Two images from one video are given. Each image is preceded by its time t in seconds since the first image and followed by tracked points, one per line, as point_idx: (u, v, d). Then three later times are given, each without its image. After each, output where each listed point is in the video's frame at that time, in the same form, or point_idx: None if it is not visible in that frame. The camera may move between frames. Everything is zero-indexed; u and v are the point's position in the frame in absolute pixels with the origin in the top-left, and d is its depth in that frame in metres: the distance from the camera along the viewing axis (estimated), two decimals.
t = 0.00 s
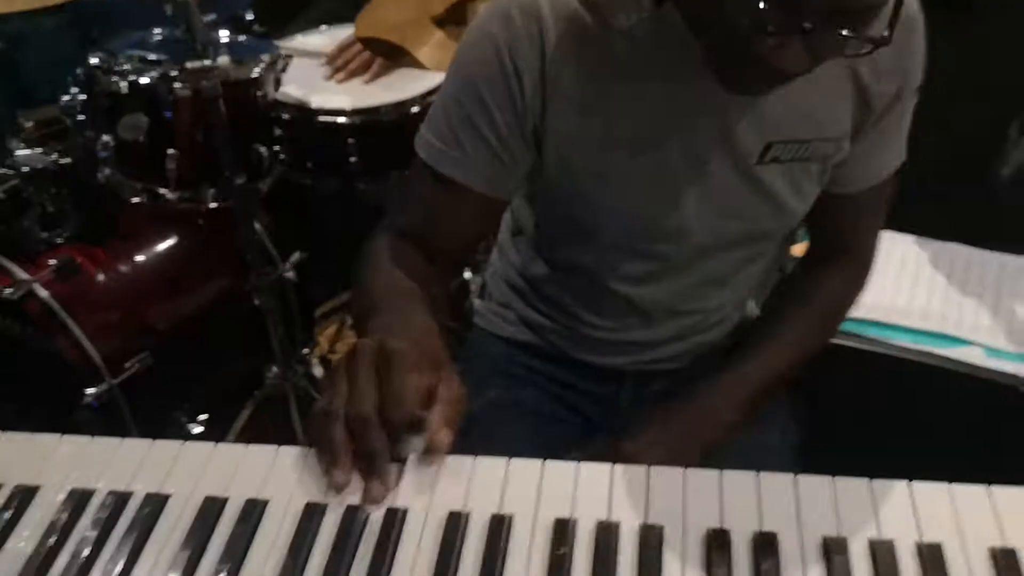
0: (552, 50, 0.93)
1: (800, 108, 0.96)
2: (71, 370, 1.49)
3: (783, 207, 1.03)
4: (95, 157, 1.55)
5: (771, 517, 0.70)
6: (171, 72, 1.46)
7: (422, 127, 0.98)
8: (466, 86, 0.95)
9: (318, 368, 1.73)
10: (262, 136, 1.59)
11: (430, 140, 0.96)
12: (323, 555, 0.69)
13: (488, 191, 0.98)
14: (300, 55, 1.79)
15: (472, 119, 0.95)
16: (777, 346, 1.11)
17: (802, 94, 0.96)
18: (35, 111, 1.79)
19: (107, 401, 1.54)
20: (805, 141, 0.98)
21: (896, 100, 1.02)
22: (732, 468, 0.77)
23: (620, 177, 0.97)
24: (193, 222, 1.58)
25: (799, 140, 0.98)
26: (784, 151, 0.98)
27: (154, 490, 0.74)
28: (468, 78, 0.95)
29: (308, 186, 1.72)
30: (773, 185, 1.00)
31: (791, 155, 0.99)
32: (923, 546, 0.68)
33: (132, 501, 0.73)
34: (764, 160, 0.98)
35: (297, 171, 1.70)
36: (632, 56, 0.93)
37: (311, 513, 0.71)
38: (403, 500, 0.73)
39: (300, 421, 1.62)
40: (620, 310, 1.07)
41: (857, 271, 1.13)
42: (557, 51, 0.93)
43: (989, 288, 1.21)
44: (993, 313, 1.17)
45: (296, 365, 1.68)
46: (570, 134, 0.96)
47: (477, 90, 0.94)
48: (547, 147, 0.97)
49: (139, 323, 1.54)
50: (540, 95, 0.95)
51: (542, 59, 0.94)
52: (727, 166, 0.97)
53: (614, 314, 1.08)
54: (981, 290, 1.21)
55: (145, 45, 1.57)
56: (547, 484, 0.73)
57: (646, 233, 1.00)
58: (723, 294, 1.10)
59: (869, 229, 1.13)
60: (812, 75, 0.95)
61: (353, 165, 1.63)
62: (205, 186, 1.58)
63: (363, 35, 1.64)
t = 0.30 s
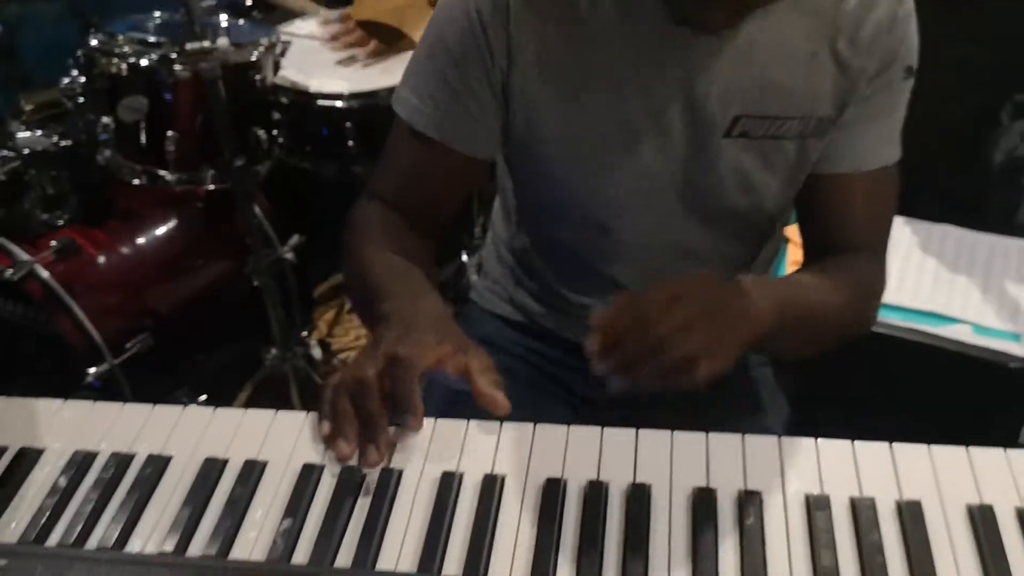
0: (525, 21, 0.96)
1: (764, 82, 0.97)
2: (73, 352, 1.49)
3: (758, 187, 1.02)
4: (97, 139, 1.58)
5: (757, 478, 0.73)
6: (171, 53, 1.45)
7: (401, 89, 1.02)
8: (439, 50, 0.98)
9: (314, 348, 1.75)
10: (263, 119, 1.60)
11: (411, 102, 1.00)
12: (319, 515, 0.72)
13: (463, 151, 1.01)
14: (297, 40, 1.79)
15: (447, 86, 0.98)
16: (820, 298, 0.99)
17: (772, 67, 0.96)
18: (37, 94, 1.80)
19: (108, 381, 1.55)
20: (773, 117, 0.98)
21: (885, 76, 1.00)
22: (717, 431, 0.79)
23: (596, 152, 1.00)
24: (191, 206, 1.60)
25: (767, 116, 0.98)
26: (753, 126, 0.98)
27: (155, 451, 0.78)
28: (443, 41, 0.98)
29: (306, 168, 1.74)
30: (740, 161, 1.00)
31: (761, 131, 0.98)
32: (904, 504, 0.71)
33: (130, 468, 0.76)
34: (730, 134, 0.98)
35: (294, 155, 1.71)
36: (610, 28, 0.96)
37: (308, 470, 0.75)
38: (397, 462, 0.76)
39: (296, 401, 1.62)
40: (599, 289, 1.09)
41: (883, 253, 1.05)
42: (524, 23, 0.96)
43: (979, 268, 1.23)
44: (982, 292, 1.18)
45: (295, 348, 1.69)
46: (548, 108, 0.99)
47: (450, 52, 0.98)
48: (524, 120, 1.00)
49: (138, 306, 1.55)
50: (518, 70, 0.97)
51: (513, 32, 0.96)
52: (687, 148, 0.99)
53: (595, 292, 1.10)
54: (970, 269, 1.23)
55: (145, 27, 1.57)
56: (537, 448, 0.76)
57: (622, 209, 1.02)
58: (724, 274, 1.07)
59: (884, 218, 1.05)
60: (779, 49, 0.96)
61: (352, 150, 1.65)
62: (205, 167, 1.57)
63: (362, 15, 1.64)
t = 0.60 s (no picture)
0: None
1: (713, 52, 0.94)
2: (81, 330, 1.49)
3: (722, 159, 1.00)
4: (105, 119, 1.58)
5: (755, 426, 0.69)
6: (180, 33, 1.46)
7: (395, 70, 1.00)
8: (418, 18, 0.97)
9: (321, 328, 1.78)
10: (270, 101, 1.59)
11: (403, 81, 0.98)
12: (330, 472, 0.67)
13: (454, 121, 0.98)
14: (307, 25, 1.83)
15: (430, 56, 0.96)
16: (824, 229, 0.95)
17: (719, 39, 0.94)
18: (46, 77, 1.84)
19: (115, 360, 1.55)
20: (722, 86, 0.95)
21: (834, 50, 0.93)
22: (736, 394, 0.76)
23: (570, 119, 0.97)
24: (197, 191, 1.62)
25: (716, 86, 0.95)
26: (702, 99, 0.96)
27: (167, 409, 0.73)
28: (423, 15, 0.96)
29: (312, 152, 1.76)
30: (680, 132, 0.97)
31: (708, 102, 0.96)
32: (964, 465, 0.65)
33: (147, 422, 0.71)
34: (678, 107, 0.96)
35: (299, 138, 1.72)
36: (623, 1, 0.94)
37: (320, 431, 0.70)
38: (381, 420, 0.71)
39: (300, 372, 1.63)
40: (571, 264, 1.07)
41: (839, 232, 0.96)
42: None
43: (975, 251, 1.23)
44: (979, 275, 1.18)
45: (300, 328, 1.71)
46: (514, 76, 0.97)
47: (430, 26, 0.96)
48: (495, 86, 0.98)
49: (145, 285, 1.55)
50: (492, 34, 0.96)
51: None
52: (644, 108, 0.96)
53: (568, 268, 1.07)
54: (967, 253, 1.23)
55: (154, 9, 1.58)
56: (542, 409, 0.72)
57: (591, 181, 0.99)
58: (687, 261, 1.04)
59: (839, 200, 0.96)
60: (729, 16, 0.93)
61: (358, 131, 1.67)
62: (213, 147, 1.56)
63: None
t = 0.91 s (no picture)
0: None
1: (673, 34, 1.00)
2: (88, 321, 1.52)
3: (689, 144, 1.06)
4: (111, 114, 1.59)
5: (741, 409, 0.72)
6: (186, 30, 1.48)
7: (369, 73, 1.07)
8: (389, 19, 1.03)
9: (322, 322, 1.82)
10: (273, 98, 1.62)
11: (379, 77, 1.04)
12: (332, 450, 0.70)
13: (428, 114, 1.04)
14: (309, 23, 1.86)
15: (402, 52, 1.02)
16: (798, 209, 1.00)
17: (678, 21, 0.99)
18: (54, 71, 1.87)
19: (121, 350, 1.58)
20: (685, 70, 1.01)
21: (790, 26, 0.98)
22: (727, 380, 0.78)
23: (540, 108, 1.03)
24: (200, 185, 1.67)
25: (680, 69, 1.01)
26: (665, 79, 1.01)
27: (176, 390, 0.75)
28: (393, 14, 1.02)
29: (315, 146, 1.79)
30: (655, 117, 1.04)
31: (674, 83, 1.02)
32: (941, 448, 0.68)
33: (156, 404, 0.74)
34: (644, 88, 1.01)
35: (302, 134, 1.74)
36: None
37: (323, 409, 0.73)
38: (379, 401, 0.74)
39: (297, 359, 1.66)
40: (546, 245, 1.13)
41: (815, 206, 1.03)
42: None
43: (965, 248, 1.25)
44: (969, 272, 1.20)
45: (301, 323, 1.75)
46: (479, 66, 1.03)
47: (399, 23, 1.02)
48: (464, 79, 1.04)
49: (150, 278, 1.57)
50: (459, 29, 1.01)
51: None
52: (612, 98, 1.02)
53: (555, 258, 1.14)
54: (958, 250, 1.24)
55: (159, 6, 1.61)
56: (536, 392, 0.74)
57: (559, 169, 1.06)
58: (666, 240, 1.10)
59: (809, 170, 1.01)
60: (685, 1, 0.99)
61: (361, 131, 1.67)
62: (217, 143, 1.58)
63: None
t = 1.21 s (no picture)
0: None
1: (653, 35, 1.02)
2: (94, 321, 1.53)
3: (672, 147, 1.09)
4: (117, 116, 1.61)
5: (741, 404, 0.73)
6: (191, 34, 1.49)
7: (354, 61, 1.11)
8: (376, 11, 1.07)
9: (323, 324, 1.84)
10: (276, 101, 1.64)
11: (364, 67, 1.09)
12: (343, 442, 0.71)
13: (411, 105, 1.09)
14: (312, 28, 1.87)
15: (389, 47, 1.07)
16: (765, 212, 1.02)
17: (658, 24, 1.01)
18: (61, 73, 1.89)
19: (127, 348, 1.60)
20: (667, 74, 1.03)
21: (769, 35, 1.01)
22: (728, 377, 0.80)
23: (529, 104, 1.08)
24: (203, 188, 1.68)
25: (662, 73, 1.03)
26: (646, 81, 1.04)
27: (187, 384, 0.77)
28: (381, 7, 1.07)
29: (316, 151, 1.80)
30: (636, 117, 1.06)
31: (654, 85, 1.04)
32: (935, 440, 0.70)
33: (169, 399, 0.76)
34: (626, 88, 1.05)
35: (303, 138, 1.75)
36: None
37: (330, 402, 0.75)
38: (386, 396, 0.76)
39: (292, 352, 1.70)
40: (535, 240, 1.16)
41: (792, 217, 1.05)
42: None
43: (961, 251, 1.26)
44: (964, 275, 1.21)
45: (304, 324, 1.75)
46: (463, 64, 1.07)
47: (387, 16, 1.06)
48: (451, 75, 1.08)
49: (155, 280, 1.59)
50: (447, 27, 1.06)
51: None
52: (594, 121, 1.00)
53: (548, 257, 1.16)
54: (954, 253, 1.26)
55: (165, 11, 1.62)
56: (540, 388, 0.76)
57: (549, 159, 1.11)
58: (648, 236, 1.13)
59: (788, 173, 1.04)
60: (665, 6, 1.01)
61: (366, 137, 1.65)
62: (222, 146, 1.60)
63: None
